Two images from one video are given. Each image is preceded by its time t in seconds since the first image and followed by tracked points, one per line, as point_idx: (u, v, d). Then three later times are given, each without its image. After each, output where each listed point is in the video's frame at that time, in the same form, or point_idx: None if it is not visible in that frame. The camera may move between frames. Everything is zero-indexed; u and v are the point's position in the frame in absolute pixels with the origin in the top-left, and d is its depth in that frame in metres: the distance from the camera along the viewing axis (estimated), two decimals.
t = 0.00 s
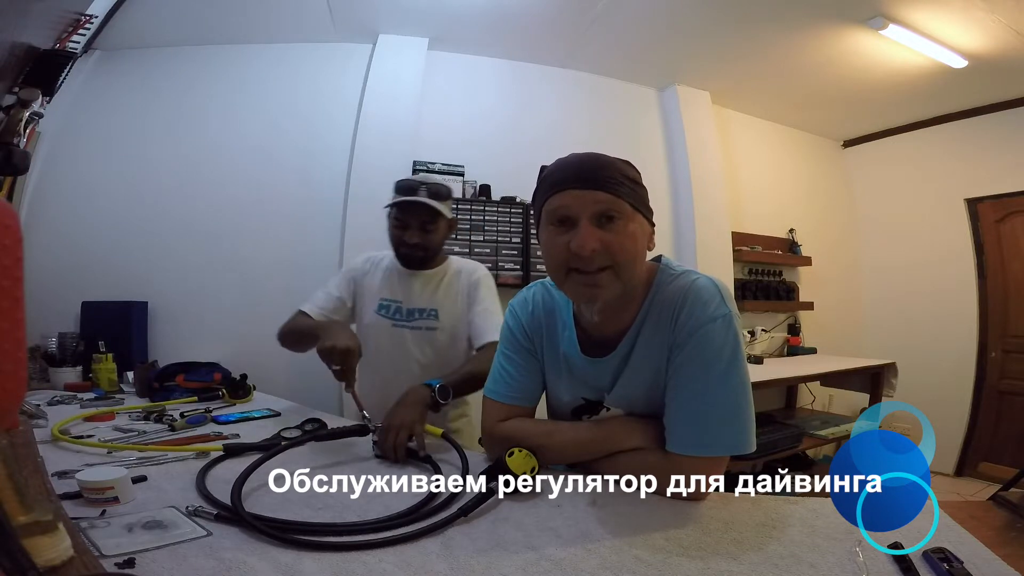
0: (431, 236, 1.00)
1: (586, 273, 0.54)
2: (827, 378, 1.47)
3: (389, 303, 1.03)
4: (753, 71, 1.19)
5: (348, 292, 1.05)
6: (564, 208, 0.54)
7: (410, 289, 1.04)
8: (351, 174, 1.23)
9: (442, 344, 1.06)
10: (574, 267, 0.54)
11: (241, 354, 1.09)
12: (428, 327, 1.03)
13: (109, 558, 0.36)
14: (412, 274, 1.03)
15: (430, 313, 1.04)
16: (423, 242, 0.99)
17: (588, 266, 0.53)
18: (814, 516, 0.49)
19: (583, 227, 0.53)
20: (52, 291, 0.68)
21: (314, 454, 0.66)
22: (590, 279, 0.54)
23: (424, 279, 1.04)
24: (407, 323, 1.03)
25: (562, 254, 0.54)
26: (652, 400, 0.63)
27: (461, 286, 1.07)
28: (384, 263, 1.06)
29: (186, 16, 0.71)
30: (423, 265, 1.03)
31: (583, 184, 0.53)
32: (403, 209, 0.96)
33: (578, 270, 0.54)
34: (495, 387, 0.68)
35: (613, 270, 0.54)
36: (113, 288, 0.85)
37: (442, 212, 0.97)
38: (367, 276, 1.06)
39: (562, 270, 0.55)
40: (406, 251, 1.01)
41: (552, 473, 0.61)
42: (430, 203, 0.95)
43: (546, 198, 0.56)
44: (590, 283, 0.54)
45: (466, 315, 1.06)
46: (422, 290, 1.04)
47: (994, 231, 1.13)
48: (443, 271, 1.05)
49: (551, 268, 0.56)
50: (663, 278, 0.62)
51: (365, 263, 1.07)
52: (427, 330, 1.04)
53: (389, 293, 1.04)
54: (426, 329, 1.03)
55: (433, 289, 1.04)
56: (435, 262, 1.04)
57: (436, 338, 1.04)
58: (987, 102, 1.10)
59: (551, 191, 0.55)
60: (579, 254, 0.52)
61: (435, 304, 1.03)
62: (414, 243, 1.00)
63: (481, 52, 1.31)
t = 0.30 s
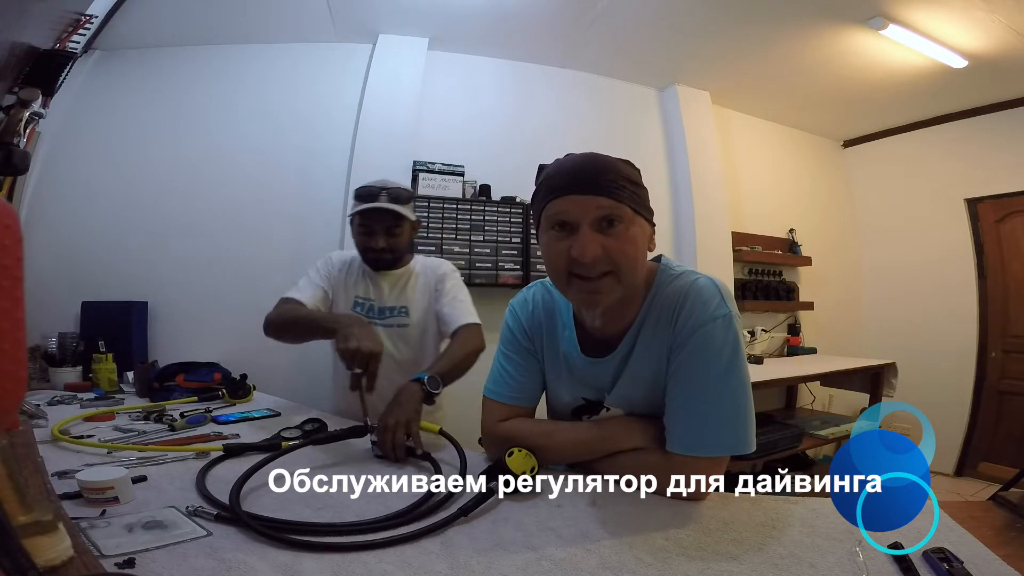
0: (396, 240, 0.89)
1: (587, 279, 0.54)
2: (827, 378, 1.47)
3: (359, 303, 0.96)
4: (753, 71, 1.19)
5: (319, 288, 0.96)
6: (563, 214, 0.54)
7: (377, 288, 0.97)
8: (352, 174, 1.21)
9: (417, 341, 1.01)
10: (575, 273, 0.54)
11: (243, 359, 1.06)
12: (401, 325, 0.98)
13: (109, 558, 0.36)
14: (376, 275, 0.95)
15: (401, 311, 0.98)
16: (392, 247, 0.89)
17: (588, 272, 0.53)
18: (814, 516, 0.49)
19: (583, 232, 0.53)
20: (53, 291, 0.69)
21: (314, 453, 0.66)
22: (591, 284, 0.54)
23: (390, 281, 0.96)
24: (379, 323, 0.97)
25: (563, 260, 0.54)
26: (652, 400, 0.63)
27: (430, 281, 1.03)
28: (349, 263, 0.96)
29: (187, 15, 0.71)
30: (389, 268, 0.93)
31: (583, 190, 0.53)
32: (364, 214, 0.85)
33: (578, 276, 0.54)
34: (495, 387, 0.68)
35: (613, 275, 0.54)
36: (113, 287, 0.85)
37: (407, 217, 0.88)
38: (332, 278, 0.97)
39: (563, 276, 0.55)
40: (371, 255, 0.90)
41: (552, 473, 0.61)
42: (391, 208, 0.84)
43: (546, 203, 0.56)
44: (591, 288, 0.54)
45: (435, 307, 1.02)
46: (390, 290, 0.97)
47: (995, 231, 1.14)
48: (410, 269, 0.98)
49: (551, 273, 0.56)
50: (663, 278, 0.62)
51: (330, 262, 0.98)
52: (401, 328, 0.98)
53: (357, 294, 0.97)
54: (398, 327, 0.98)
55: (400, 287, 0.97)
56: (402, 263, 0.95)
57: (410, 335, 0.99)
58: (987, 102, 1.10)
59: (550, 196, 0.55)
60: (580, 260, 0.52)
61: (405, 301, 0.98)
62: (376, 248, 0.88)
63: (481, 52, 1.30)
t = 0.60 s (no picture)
0: (383, 237, 0.96)
1: (587, 272, 0.54)
2: (827, 378, 1.47)
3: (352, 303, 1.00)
4: (752, 71, 1.20)
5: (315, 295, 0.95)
6: (563, 206, 0.54)
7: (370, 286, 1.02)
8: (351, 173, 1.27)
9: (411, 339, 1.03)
10: (574, 265, 0.54)
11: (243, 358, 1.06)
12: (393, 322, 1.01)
13: (109, 558, 0.36)
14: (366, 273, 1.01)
15: (394, 309, 1.02)
16: (381, 244, 0.97)
17: (588, 264, 0.53)
18: (814, 516, 0.49)
19: (583, 225, 0.53)
20: (53, 291, 0.69)
21: (314, 453, 0.66)
22: (590, 277, 0.54)
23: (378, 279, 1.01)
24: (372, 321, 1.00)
25: (562, 252, 0.54)
26: (652, 401, 0.63)
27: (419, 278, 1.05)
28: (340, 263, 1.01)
29: (187, 16, 0.71)
30: (379, 266, 1.00)
31: (583, 183, 0.53)
32: (353, 215, 0.94)
33: (578, 269, 0.54)
34: (495, 387, 0.68)
35: (613, 269, 0.54)
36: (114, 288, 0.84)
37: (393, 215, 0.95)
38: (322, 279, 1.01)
39: (562, 268, 0.55)
40: (360, 254, 0.97)
41: (551, 473, 0.61)
42: (378, 207, 0.92)
43: (545, 196, 0.56)
44: (590, 281, 0.54)
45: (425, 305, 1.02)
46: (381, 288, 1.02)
47: (994, 231, 1.12)
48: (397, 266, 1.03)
49: (551, 266, 0.56)
50: (663, 278, 0.62)
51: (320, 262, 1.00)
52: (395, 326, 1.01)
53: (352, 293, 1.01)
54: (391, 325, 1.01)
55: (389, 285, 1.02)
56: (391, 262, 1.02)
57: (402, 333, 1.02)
58: (987, 102, 1.09)
59: (550, 189, 0.55)
60: (580, 252, 0.52)
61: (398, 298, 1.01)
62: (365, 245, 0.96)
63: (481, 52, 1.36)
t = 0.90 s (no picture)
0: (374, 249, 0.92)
1: (588, 290, 0.54)
2: (827, 378, 1.47)
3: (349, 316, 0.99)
4: (753, 71, 1.19)
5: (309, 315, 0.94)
6: (565, 224, 0.53)
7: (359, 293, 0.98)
8: (351, 174, 1.13)
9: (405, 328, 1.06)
10: (576, 283, 0.54)
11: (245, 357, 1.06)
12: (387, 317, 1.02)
13: (109, 558, 0.36)
14: (354, 285, 0.96)
15: (384, 305, 1.02)
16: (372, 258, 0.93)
17: (589, 284, 0.54)
18: (814, 516, 0.49)
19: (585, 244, 0.53)
20: (52, 291, 0.69)
21: (314, 452, 0.66)
22: (591, 295, 0.55)
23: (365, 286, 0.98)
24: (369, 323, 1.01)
25: (564, 271, 0.54)
26: (652, 401, 0.63)
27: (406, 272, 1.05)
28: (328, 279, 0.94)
29: (186, 15, 0.72)
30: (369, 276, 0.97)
31: (585, 201, 0.52)
32: (339, 231, 0.88)
33: (579, 286, 0.54)
34: (495, 387, 0.68)
35: (613, 286, 0.55)
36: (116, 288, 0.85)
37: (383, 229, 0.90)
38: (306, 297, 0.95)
39: (564, 285, 0.55)
40: (350, 268, 0.93)
41: (551, 473, 0.61)
42: (366, 222, 0.87)
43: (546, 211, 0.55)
44: (592, 299, 0.55)
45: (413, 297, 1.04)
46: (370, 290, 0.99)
47: (994, 231, 1.13)
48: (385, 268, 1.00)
49: (553, 282, 0.56)
50: (663, 279, 0.62)
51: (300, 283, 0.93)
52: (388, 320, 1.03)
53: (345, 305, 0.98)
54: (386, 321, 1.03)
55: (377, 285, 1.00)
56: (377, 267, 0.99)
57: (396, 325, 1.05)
58: (987, 102, 1.10)
59: (552, 205, 0.54)
60: (581, 273, 0.53)
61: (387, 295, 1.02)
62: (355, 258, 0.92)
63: (481, 52, 1.32)
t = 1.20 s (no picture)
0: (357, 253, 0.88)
1: (581, 289, 0.54)
2: (827, 378, 1.47)
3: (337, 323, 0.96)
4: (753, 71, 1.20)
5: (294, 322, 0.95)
6: (560, 222, 0.54)
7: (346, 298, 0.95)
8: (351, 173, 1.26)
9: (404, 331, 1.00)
10: (569, 281, 0.54)
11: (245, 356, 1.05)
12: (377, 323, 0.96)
13: (109, 558, 0.36)
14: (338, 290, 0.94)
15: (372, 312, 0.97)
16: (355, 261, 0.89)
17: (582, 282, 0.54)
18: (814, 516, 0.49)
19: (578, 242, 0.53)
20: (52, 291, 0.69)
21: (314, 451, 0.66)
22: (585, 294, 0.55)
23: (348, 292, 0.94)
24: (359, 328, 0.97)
25: (558, 269, 0.54)
26: (653, 401, 0.63)
27: (394, 272, 0.98)
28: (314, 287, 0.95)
29: (187, 16, 0.71)
30: (354, 280, 0.93)
31: (580, 199, 0.52)
32: (317, 236, 0.83)
33: (572, 284, 0.55)
34: (495, 387, 0.68)
35: (606, 286, 0.54)
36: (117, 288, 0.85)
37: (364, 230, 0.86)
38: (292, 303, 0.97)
39: (558, 283, 0.55)
40: (334, 272, 0.89)
41: (551, 473, 0.61)
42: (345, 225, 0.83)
43: (543, 209, 0.56)
44: (585, 297, 0.55)
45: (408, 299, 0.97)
46: (356, 294, 0.95)
47: (994, 231, 1.12)
48: (369, 271, 0.96)
49: (548, 280, 0.57)
50: (664, 279, 0.62)
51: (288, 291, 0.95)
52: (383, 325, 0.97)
53: (331, 313, 0.96)
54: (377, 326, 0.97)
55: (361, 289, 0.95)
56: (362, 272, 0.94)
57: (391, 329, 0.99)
58: (987, 103, 1.09)
59: (548, 203, 0.55)
60: (574, 271, 0.53)
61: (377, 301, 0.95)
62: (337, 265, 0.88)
63: (481, 52, 1.36)
